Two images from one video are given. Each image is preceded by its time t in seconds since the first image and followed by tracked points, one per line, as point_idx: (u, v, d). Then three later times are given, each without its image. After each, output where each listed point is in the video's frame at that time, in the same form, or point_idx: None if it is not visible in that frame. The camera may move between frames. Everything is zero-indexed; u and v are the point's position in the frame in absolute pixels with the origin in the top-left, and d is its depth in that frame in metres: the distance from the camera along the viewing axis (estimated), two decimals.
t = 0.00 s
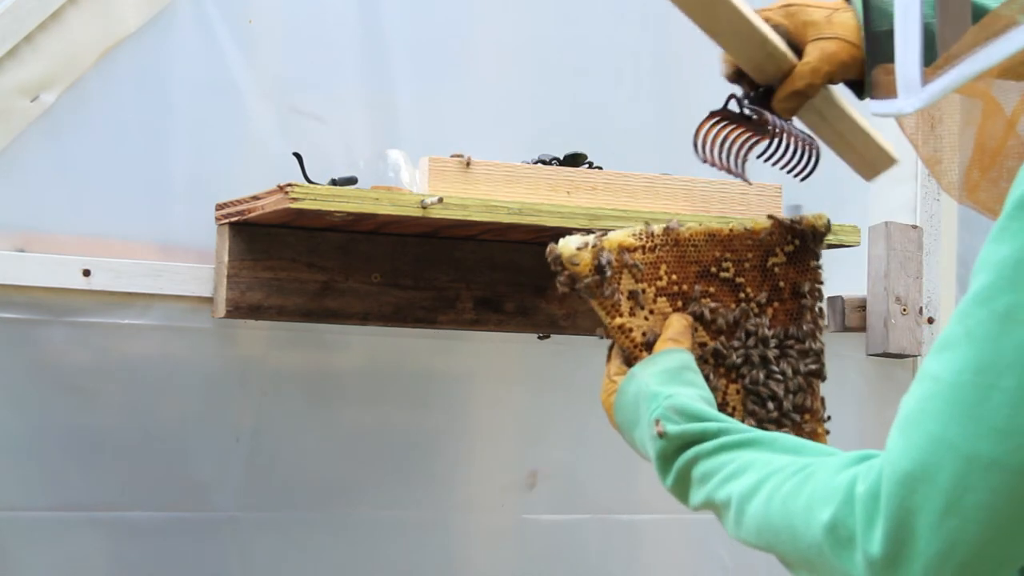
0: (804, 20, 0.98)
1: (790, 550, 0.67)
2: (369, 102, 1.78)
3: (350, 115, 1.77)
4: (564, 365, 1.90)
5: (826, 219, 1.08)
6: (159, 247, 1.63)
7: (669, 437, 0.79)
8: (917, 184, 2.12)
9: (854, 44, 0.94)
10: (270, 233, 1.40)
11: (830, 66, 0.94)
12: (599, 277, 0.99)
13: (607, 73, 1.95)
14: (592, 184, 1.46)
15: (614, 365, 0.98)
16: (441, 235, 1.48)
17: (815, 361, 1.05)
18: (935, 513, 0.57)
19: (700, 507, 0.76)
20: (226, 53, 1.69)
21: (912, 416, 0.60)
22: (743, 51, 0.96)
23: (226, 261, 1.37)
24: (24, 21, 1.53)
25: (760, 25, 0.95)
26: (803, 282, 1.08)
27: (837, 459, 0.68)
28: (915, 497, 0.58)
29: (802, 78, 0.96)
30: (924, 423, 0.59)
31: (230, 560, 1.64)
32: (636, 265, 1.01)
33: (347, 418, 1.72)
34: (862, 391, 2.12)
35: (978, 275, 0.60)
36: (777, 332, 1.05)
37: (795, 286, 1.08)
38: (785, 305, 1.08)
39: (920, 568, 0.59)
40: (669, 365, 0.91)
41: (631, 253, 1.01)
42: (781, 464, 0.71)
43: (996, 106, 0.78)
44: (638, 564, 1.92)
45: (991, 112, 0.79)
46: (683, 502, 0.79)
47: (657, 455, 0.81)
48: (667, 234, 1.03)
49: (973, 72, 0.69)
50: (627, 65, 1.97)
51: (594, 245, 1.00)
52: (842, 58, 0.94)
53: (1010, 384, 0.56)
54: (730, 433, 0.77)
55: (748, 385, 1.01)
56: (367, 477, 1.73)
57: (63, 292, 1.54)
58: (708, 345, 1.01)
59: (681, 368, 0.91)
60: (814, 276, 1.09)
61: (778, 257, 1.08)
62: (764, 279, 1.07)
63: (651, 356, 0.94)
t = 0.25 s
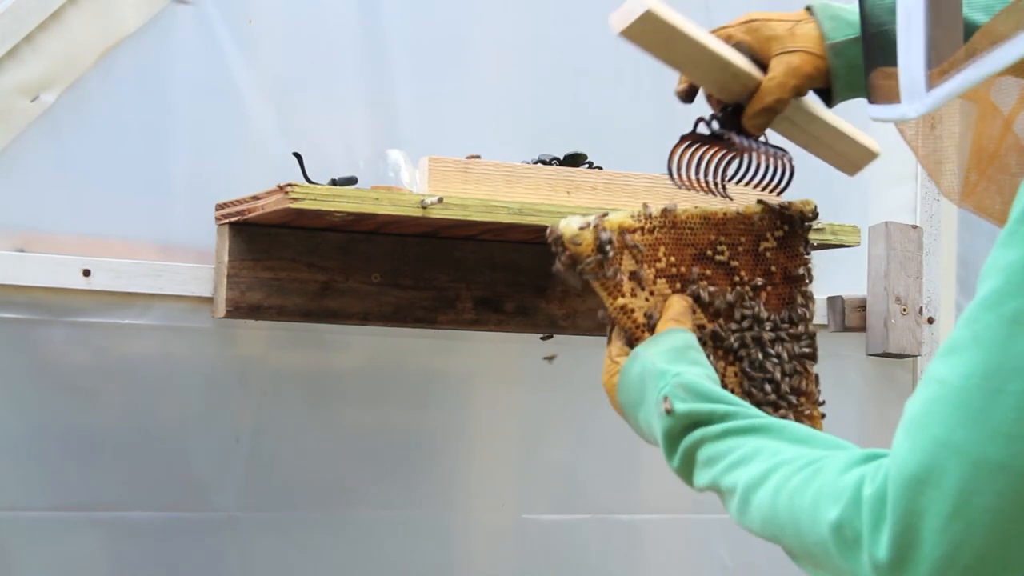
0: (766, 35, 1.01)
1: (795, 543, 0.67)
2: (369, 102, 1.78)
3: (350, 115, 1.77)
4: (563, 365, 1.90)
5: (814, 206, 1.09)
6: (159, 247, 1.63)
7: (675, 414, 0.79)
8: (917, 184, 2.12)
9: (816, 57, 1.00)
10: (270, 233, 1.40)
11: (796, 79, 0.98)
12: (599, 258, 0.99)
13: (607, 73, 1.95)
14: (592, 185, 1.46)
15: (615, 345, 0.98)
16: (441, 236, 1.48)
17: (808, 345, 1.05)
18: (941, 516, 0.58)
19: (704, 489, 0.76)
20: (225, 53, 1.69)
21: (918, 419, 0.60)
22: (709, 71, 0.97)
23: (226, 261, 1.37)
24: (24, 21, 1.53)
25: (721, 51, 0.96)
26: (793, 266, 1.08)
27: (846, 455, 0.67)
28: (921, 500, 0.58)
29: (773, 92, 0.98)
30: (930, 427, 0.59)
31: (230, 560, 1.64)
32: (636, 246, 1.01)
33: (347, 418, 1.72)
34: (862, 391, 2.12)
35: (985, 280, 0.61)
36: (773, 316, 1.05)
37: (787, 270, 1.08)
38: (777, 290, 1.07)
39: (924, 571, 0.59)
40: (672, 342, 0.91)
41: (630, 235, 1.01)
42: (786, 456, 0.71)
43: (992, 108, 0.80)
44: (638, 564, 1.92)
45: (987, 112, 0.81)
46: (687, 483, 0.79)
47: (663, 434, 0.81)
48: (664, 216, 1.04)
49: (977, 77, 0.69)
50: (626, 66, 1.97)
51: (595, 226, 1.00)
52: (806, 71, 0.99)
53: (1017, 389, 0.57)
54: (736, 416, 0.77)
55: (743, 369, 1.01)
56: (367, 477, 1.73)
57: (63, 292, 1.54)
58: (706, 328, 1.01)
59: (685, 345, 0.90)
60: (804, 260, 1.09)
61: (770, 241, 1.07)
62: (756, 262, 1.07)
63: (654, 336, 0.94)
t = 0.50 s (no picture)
0: (746, 43, 1.05)
1: (796, 536, 0.67)
2: (369, 102, 1.78)
3: (350, 114, 1.77)
4: (563, 365, 1.90)
5: (826, 201, 1.08)
6: (159, 247, 1.63)
7: (682, 401, 0.79)
8: (917, 184, 2.12)
9: (796, 61, 1.04)
10: (270, 233, 1.40)
11: (778, 85, 1.02)
12: (608, 243, 0.98)
13: (606, 74, 1.95)
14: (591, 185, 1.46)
15: (621, 331, 0.98)
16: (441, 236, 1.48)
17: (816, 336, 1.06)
18: (942, 515, 0.58)
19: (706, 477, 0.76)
20: (225, 54, 1.69)
21: (921, 418, 0.60)
22: (689, 82, 1.01)
23: (226, 261, 1.37)
24: (24, 21, 1.53)
25: (699, 62, 1.00)
26: (801, 261, 1.08)
27: (851, 452, 0.67)
28: (922, 499, 0.58)
29: (757, 99, 1.02)
30: (933, 426, 0.59)
31: (230, 560, 1.64)
32: (646, 233, 1.00)
33: (347, 418, 1.72)
34: (862, 391, 2.12)
35: (989, 279, 0.60)
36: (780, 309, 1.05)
37: (795, 263, 1.08)
38: (784, 284, 1.07)
39: (923, 569, 0.59)
40: (679, 331, 0.91)
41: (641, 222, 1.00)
42: (793, 449, 0.70)
43: (993, 109, 0.79)
44: (638, 564, 1.92)
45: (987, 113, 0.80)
46: (689, 470, 0.79)
47: (668, 420, 0.81)
48: (676, 204, 1.02)
49: (975, 78, 0.68)
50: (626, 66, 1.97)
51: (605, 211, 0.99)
52: (788, 76, 1.03)
53: (1021, 389, 0.57)
54: (742, 407, 0.76)
55: (749, 363, 1.02)
56: (367, 477, 1.73)
57: (63, 292, 1.54)
58: (712, 319, 1.01)
59: (692, 334, 0.90)
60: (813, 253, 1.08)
61: (780, 235, 1.07)
62: (765, 255, 1.06)
63: (659, 325, 0.94)
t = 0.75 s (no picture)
0: (728, 58, 1.06)
1: (793, 533, 0.67)
2: (368, 103, 1.78)
3: (350, 114, 1.77)
4: (563, 365, 1.90)
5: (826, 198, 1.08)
6: (159, 247, 1.63)
7: (680, 398, 0.78)
8: (917, 184, 2.12)
9: (779, 73, 1.05)
10: (270, 233, 1.40)
11: (762, 98, 1.04)
12: (608, 240, 0.98)
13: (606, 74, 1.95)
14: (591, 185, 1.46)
15: (621, 329, 0.97)
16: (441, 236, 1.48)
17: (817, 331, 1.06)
18: (940, 511, 0.57)
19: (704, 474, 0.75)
20: (226, 54, 1.69)
21: (919, 415, 0.60)
22: (674, 103, 1.01)
23: (226, 261, 1.37)
24: (24, 21, 1.53)
25: (680, 82, 1.01)
26: (801, 258, 1.08)
27: (846, 448, 0.67)
28: (920, 495, 0.58)
29: (742, 113, 1.03)
30: (931, 422, 0.58)
31: (230, 560, 1.64)
32: (647, 230, 1.00)
33: (347, 418, 1.72)
34: (862, 391, 2.12)
35: (989, 277, 0.60)
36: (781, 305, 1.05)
37: (795, 260, 1.08)
38: (784, 282, 1.07)
39: (922, 565, 0.58)
40: (679, 328, 0.90)
41: (641, 219, 1.00)
42: (790, 446, 0.70)
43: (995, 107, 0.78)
44: (638, 564, 1.92)
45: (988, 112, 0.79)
46: (688, 467, 0.78)
47: (666, 417, 0.80)
48: (677, 201, 1.02)
49: (972, 74, 0.68)
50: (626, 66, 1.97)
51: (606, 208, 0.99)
52: (771, 88, 1.04)
53: (1021, 386, 0.56)
54: (740, 403, 0.76)
55: (750, 360, 1.02)
56: (367, 477, 1.73)
57: (63, 292, 1.54)
58: (713, 316, 1.01)
59: (692, 330, 0.90)
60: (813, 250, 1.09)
61: (779, 233, 1.07)
62: (765, 253, 1.07)
63: (659, 321, 0.93)
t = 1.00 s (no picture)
0: (718, 74, 1.07)
1: (783, 525, 0.67)
2: (368, 103, 1.78)
3: (349, 114, 1.77)
4: (563, 365, 1.90)
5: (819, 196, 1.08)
6: (159, 247, 1.63)
7: (674, 389, 0.78)
8: (917, 184, 2.12)
9: (769, 88, 1.05)
10: (270, 233, 1.40)
11: (753, 114, 1.04)
12: (603, 231, 0.99)
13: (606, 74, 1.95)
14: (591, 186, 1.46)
15: (615, 320, 0.98)
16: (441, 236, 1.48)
17: (813, 323, 1.05)
18: (931, 506, 0.57)
19: (696, 466, 0.75)
20: (226, 54, 1.69)
21: (913, 410, 0.59)
22: (664, 121, 1.03)
23: (226, 261, 1.37)
24: (24, 21, 1.53)
25: (671, 101, 1.02)
26: (797, 251, 1.08)
27: (838, 441, 0.67)
28: (910, 488, 0.58)
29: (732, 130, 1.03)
30: (924, 418, 0.58)
31: (230, 560, 1.64)
32: (642, 222, 1.00)
33: (346, 418, 1.72)
34: (862, 391, 2.12)
35: (985, 275, 0.59)
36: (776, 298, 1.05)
37: (791, 254, 1.08)
38: (780, 275, 1.07)
39: (910, 559, 0.59)
40: (673, 321, 0.90)
41: (637, 211, 1.00)
42: (783, 438, 0.70)
43: (993, 108, 0.77)
44: (638, 564, 1.92)
45: (987, 113, 0.78)
46: (680, 457, 0.78)
47: (660, 408, 0.80)
48: (673, 194, 1.02)
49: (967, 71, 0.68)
50: (626, 66, 1.97)
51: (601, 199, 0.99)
52: (761, 103, 1.04)
53: (1014, 382, 0.55)
54: (732, 395, 0.75)
55: (745, 353, 1.01)
56: (367, 477, 1.73)
57: (63, 292, 1.54)
58: (708, 309, 1.01)
59: (686, 323, 0.90)
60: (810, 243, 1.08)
61: (776, 226, 1.07)
62: (761, 247, 1.06)
63: (655, 313, 0.93)
